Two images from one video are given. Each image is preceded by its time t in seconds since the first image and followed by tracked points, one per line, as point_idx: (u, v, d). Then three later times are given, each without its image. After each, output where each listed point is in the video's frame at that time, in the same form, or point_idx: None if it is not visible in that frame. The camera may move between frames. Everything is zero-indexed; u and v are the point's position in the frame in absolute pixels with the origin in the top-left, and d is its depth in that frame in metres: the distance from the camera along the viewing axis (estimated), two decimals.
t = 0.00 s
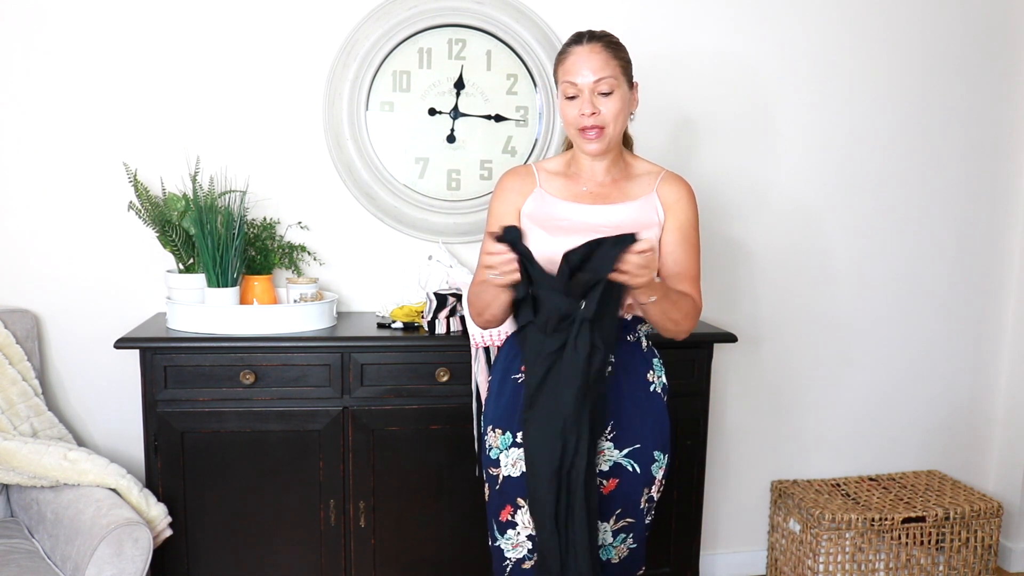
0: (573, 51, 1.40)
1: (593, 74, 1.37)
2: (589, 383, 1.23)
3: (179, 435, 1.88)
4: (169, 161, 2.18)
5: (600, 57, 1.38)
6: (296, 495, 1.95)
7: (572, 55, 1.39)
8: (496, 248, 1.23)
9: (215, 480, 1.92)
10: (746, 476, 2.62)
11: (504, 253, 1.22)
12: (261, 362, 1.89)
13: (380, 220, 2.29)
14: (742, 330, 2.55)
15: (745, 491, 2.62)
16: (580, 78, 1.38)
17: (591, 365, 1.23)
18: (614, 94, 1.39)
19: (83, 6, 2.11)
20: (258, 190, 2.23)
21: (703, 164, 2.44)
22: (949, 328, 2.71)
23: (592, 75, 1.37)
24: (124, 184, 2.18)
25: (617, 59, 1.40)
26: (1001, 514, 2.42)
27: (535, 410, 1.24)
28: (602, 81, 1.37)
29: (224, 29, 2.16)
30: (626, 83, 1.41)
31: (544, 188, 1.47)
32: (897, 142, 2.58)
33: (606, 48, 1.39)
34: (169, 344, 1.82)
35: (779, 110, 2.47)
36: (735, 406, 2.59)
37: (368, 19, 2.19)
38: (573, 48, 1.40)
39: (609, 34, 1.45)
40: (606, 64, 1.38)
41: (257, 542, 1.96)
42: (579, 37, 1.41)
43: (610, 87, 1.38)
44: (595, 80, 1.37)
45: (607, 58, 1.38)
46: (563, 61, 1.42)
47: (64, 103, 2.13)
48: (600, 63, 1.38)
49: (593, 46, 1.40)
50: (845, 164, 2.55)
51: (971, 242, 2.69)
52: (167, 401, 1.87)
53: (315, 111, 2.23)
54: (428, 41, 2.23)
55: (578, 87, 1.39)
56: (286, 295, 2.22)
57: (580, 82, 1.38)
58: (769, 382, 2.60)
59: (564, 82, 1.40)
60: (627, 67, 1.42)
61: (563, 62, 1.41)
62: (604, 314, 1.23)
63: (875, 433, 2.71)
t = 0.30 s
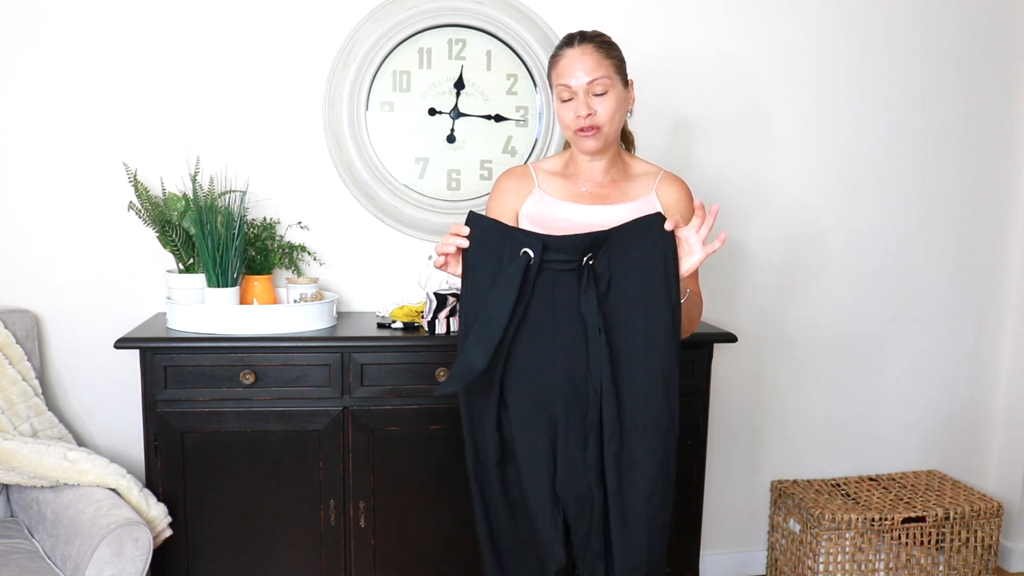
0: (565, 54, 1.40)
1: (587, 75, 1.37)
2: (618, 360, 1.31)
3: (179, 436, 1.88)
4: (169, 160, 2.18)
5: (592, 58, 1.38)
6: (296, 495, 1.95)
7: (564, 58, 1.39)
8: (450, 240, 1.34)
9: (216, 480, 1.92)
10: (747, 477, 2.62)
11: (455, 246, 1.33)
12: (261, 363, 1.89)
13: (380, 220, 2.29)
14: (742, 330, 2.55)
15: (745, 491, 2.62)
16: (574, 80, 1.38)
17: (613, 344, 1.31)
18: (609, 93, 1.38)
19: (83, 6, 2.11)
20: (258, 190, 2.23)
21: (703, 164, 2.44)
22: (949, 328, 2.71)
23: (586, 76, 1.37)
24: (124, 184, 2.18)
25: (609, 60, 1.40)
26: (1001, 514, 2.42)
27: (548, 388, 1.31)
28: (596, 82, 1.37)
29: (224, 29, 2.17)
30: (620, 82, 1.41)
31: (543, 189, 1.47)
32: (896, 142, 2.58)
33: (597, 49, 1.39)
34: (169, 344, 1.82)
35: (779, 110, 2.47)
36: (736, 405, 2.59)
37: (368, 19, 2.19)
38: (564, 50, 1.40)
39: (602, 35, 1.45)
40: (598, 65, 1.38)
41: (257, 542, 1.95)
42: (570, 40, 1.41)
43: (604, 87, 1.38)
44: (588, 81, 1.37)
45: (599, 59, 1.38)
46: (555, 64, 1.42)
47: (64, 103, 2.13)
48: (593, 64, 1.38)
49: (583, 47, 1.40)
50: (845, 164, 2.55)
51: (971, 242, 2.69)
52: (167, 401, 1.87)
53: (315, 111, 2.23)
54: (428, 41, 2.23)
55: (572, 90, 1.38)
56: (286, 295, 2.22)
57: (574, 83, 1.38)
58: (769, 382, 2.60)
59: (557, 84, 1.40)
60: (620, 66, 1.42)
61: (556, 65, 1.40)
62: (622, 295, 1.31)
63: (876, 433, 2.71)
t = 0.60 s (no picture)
0: (561, 48, 1.41)
1: (586, 65, 1.37)
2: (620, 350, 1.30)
3: (179, 436, 1.88)
4: (169, 160, 2.18)
5: (588, 49, 1.39)
6: (296, 495, 1.95)
7: (560, 51, 1.39)
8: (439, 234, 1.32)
9: (216, 479, 1.92)
10: (747, 477, 2.62)
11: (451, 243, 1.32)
12: (261, 363, 1.89)
13: (380, 220, 2.29)
14: (742, 330, 2.55)
15: (745, 491, 2.62)
16: (573, 72, 1.38)
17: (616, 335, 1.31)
18: (609, 82, 1.39)
19: (83, 6, 2.11)
20: (258, 190, 2.23)
21: (703, 164, 2.44)
22: (949, 328, 2.71)
23: (585, 66, 1.37)
24: (124, 184, 2.18)
25: (605, 51, 1.41)
26: (1001, 514, 2.42)
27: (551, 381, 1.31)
28: (595, 71, 1.38)
29: (224, 29, 2.16)
30: (617, 73, 1.41)
31: (543, 189, 1.47)
32: (897, 142, 2.58)
33: (591, 41, 1.40)
34: (169, 344, 1.82)
35: (779, 110, 2.47)
36: (736, 405, 2.59)
37: (368, 19, 2.19)
38: (559, 46, 1.41)
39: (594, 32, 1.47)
40: (595, 55, 1.39)
41: (257, 542, 1.95)
42: (565, 35, 1.42)
43: (603, 76, 1.39)
44: (588, 70, 1.37)
45: (595, 49, 1.39)
46: (551, 59, 1.42)
47: (64, 104, 2.13)
48: (590, 55, 1.38)
49: (578, 41, 1.41)
50: (845, 164, 2.55)
51: (971, 242, 2.68)
52: (167, 401, 1.87)
53: (315, 111, 2.23)
54: (428, 41, 2.23)
55: (573, 81, 1.38)
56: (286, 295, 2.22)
57: (573, 74, 1.38)
58: (769, 382, 2.60)
59: (556, 78, 1.40)
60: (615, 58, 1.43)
61: (553, 59, 1.41)
62: (623, 284, 1.31)
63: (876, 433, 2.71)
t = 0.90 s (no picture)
0: (556, 47, 1.41)
1: (579, 64, 1.37)
2: (619, 357, 1.31)
3: (179, 435, 1.88)
4: (168, 160, 2.18)
5: (583, 47, 1.39)
6: (296, 494, 1.94)
7: (555, 50, 1.40)
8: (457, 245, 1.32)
9: (216, 480, 1.92)
10: (747, 476, 2.62)
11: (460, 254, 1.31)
12: (261, 363, 1.89)
13: (380, 220, 2.29)
14: (742, 330, 2.55)
15: (745, 491, 2.62)
16: (566, 71, 1.39)
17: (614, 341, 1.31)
18: (602, 81, 1.38)
19: (83, 6, 2.11)
20: (258, 190, 2.23)
21: (703, 164, 2.44)
22: (949, 329, 2.71)
23: (579, 65, 1.38)
24: (124, 184, 2.18)
25: (601, 50, 1.41)
26: (1001, 514, 2.42)
27: (549, 385, 1.31)
28: (589, 70, 1.38)
29: (224, 29, 2.16)
30: (613, 72, 1.41)
31: (541, 189, 1.47)
32: (896, 142, 2.58)
33: (587, 39, 1.40)
34: (169, 344, 1.82)
35: (779, 110, 2.47)
36: (736, 405, 2.59)
37: (368, 19, 2.19)
38: (554, 45, 1.41)
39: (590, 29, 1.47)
40: (590, 54, 1.39)
41: (256, 542, 1.95)
42: (561, 34, 1.42)
43: (597, 75, 1.39)
44: (581, 70, 1.38)
45: (590, 48, 1.39)
46: (546, 57, 1.43)
47: (64, 103, 2.13)
48: (585, 53, 1.38)
49: (573, 39, 1.41)
50: (845, 164, 2.55)
51: (971, 242, 2.69)
52: (167, 401, 1.87)
53: (315, 111, 2.23)
54: (428, 41, 2.23)
55: (566, 80, 1.39)
56: (286, 295, 2.22)
57: (567, 74, 1.38)
58: (769, 382, 2.60)
59: (550, 77, 1.40)
60: (611, 56, 1.43)
61: (547, 58, 1.41)
62: (624, 291, 1.31)
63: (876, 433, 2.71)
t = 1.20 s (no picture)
0: (569, 49, 1.40)
1: (593, 70, 1.37)
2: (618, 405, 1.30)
3: (179, 435, 1.88)
4: (168, 161, 2.18)
5: (597, 53, 1.38)
6: (296, 495, 1.95)
7: (569, 53, 1.39)
8: (495, 256, 1.28)
9: (217, 481, 1.92)
10: (747, 477, 2.62)
11: (504, 261, 1.28)
12: (261, 362, 1.89)
13: (380, 220, 2.29)
14: (742, 330, 2.55)
15: (745, 491, 2.63)
16: (579, 75, 1.38)
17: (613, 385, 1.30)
18: (614, 89, 1.38)
19: (82, 6, 2.11)
20: (258, 190, 2.23)
21: (703, 164, 2.44)
22: (949, 329, 2.71)
23: (592, 71, 1.37)
24: (124, 184, 2.18)
25: (613, 56, 1.41)
26: (1001, 514, 2.42)
27: (549, 426, 1.30)
28: (602, 77, 1.37)
29: (224, 29, 2.16)
30: (624, 78, 1.41)
31: (542, 189, 1.46)
32: (896, 142, 2.58)
33: (601, 45, 1.40)
34: (169, 344, 1.82)
35: (779, 110, 2.47)
36: (736, 405, 2.59)
37: (368, 19, 2.19)
38: (567, 46, 1.40)
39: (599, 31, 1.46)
40: (603, 60, 1.38)
41: (256, 542, 1.96)
42: (574, 35, 1.41)
43: (610, 82, 1.38)
44: (594, 76, 1.37)
45: (604, 54, 1.39)
46: (558, 58, 1.41)
47: (64, 103, 2.13)
48: (598, 59, 1.38)
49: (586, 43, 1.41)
50: (845, 164, 2.55)
51: (971, 242, 2.68)
52: (167, 401, 1.87)
53: (315, 111, 2.23)
54: (428, 41, 2.23)
55: (578, 84, 1.38)
56: (286, 295, 2.22)
57: (579, 78, 1.38)
58: (769, 383, 2.60)
59: (562, 79, 1.39)
60: (621, 62, 1.42)
61: (560, 60, 1.40)
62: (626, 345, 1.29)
63: (876, 433, 2.71)
